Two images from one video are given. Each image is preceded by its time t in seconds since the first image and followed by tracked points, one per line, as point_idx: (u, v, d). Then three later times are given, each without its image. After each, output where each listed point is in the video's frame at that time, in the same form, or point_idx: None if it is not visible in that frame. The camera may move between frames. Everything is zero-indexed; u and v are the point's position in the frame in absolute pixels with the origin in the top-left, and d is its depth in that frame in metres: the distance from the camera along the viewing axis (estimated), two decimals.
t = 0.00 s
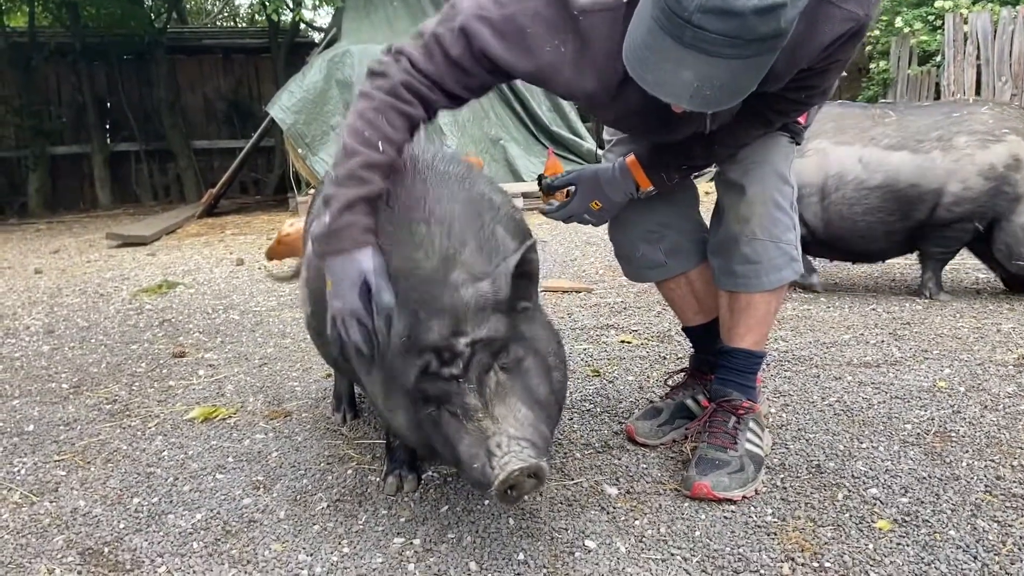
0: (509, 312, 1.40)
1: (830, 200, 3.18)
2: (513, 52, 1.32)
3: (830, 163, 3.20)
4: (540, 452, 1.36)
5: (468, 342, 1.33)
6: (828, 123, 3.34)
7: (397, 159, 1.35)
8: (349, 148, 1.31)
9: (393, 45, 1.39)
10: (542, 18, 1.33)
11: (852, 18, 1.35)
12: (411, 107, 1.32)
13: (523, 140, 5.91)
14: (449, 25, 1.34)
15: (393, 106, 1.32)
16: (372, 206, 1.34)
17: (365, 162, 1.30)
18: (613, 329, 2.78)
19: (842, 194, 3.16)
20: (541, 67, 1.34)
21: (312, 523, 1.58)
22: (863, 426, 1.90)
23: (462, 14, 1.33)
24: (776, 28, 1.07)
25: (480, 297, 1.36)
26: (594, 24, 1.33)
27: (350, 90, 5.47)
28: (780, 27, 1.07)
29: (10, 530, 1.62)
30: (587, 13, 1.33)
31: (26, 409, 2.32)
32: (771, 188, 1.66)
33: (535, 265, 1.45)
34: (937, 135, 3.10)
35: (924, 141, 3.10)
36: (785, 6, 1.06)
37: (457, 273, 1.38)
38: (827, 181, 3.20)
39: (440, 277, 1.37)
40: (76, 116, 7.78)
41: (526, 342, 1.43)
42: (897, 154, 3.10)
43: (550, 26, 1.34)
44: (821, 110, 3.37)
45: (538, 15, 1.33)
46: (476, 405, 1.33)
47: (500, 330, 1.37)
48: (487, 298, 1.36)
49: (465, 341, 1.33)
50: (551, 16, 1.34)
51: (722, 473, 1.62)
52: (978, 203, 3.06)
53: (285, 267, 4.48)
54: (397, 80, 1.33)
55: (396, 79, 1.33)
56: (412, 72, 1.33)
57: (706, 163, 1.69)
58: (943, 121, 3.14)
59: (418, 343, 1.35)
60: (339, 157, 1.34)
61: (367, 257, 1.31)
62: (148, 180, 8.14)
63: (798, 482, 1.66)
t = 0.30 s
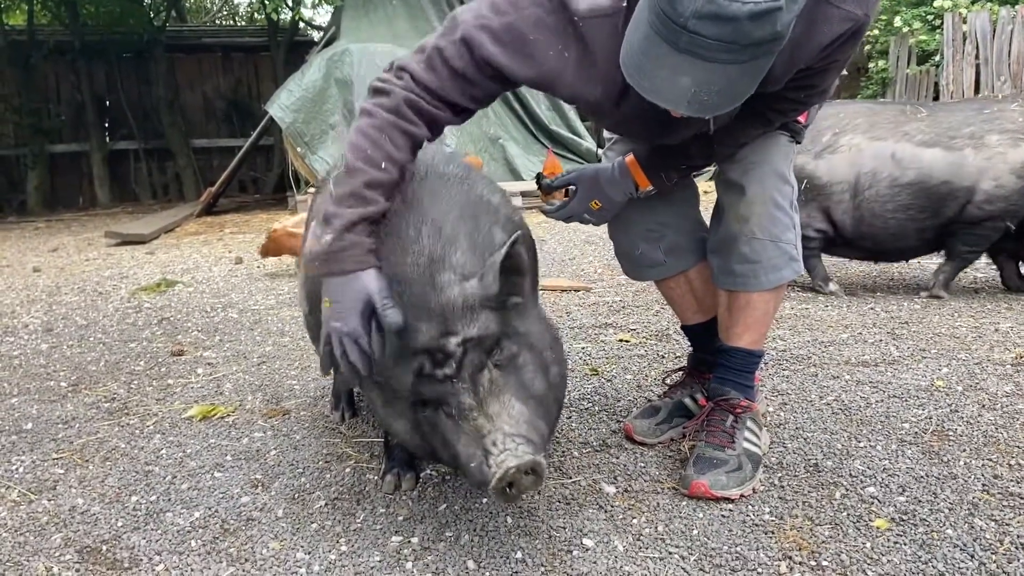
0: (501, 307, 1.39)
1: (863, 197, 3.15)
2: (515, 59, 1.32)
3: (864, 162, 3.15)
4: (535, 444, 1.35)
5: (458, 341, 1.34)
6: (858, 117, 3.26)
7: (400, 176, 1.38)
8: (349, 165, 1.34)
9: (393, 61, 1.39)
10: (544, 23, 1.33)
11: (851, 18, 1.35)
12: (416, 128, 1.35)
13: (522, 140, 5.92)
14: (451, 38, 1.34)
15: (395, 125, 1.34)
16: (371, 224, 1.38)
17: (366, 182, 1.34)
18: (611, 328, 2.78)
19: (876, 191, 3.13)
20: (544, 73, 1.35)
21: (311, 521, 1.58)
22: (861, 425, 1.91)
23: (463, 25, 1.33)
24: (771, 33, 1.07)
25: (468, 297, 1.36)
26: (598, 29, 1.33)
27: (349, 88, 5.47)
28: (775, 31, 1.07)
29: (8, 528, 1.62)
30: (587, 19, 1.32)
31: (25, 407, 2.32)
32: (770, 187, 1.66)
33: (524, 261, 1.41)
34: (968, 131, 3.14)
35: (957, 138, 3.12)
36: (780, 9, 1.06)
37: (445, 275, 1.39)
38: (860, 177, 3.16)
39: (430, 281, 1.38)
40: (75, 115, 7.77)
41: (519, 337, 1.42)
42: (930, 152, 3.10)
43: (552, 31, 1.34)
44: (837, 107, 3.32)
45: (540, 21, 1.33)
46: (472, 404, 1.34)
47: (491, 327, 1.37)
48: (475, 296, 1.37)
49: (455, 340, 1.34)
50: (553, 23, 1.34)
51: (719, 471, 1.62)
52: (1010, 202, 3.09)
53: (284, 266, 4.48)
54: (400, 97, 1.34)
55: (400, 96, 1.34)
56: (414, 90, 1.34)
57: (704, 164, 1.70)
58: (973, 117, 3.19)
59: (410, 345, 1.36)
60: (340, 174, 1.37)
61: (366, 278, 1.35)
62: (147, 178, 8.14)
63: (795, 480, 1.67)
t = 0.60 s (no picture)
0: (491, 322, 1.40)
1: (878, 202, 3.16)
2: (508, 62, 1.33)
3: (881, 167, 3.16)
4: (523, 467, 1.34)
5: (447, 357, 1.33)
6: (876, 121, 3.29)
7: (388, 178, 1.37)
8: (339, 166, 1.33)
9: (387, 61, 1.38)
10: (538, 25, 1.33)
11: (846, 22, 1.35)
12: (406, 129, 1.33)
13: (520, 139, 5.91)
14: (445, 38, 1.33)
15: (387, 125, 1.32)
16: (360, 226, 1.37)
17: (354, 185, 1.32)
18: (607, 329, 2.78)
19: (894, 197, 3.14)
20: (538, 75, 1.35)
21: (304, 522, 1.58)
22: (855, 427, 1.91)
23: (456, 25, 1.32)
24: (762, 37, 1.07)
25: (459, 310, 1.35)
26: (589, 33, 1.32)
27: (347, 88, 5.46)
28: (766, 34, 1.07)
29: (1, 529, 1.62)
30: (579, 22, 1.32)
31: (19, 408, 2.32)
32: (768, 190, 1.66)
33: (513, 275, 1.43)
34: (994, 135, 3.13)
35: (983, 143, 3.11)
36: (770, 12, 1.06)
37: (438, 286, 1.39)
38: (876, 182, 3.17)
39: (426, 296, 1.37)
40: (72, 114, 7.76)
41: (509, 353, 1.43)
42: (954, 157, 3.10)
43: (545, 32, 1.34)
44: (861, 108, 3.36)
45: (534, 23, 1.33)
46: (460, 421, 1.33)
47: (481, 343, 1.37)
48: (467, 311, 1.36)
49: (445, 356, 1.33)
50: (547, 24, 1.34)
51: (714, 473, 1.63)
52: None
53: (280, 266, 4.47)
54: (393, 98, 1.32)
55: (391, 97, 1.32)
56: (406, 90, 1.33)
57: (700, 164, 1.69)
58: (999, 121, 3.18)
59: (398, 360, 1.36)
60: (330, 174, 1.36)
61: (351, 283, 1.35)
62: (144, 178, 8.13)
63: (788, 483, 1.67)
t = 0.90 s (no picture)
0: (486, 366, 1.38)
1: (889, 202, 3.18)
2: (510, 74, 1.32)
3: (892, 167, 3.16)
4: (500, 514, 1.34)
5: (440, 400, 1.31)
6: (887, 120, 3.29)
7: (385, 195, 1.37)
8: (338, 184, 1.34)
9: (387, 74, 1.37)
10: (539, 36, 1.33)
11: (843, 26, 1.35)
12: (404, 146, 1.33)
13: (517, 138, 5.92)
14: (444, 49, 1.33)
15: (384, 143, 1.32)
16: (356, 243, 1.38)
17: (351, 204, 1.34)
18: (603, 329, 2.79)
19: (906, 198, 3.15)
20: (540, 85, 1.35)
21: (298, 521, 1.58)
22: (849, 427, 1.91)
23: (456, 36, 1.32)
24: (761, 40, 1.08)
25: (452, 353, 1.32)
26: (587, 41, 1.31)
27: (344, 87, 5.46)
28: (764, 38, 1.08)
29: None
30: (579, 31, 1.31)
31: (14, 405, 2.31)
32: (762, 190, 1.67)
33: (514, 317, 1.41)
34: (1012, 137, 3.09)
35: (1000, 144, 3.09)
36: (768, 16, 1.06)
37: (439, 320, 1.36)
38: (887, 183, 3.17)
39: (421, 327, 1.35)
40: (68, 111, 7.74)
41: (503, 398, 1.42)
42: (969, 158, 3.09)
43: (546, 43, 1.33)
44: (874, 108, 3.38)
45: (534, 33, 1.33)
46: (444, 461, 1.33)
47: (474, 385, 1.35)
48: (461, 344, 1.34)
49: (437, 398, 1.31)
50: (547, 35, 1.33)
51: (709, 473, 1.63)
52: None
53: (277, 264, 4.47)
54: (392, 115, 1.32)
55: (389, 115, 1.32)
56: (404, 108, 1.32)
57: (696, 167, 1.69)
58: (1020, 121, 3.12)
59: (391, 396, 1.34)
60: (327, 191, 1.37)
61: (343, 301, 1.37)
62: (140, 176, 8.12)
63: (783, 482, 1.67)
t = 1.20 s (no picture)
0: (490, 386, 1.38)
1: (894, 203, 3.18)
2: (505, 74, 1.32)
3: (897, 167, 3.17)
4: (492, 534, 1.34)
5: (442, 418, 1.32)
6: (895, 120, 3.27)
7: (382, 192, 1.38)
8: (334, 177, 1.35)
9: (384, 70, 1.38)
10: (536, 36, 1.33)
11: (840, 27, 1.35)
12: (399, 141, 1.34)
13: (512, 137, 5.92)
14: (440, 47, 1.33)
15: (379, 138, 1.33)
16: (353, 239, 1.39)
17: (346, 198, 1.34)
18: (597, 327, 2.79)
19: (910, 199, 3.16)
20: (535, 85, 1.35)
21: (291, 517, 1.58)
22: (840, 427, 1.92)
23: (451, 35, 1.32)
24: (757, 47, 1.07)
25: (459, 372, 1.34)
26: (585, 44, 1.32)
27: (339, 84, 5.46)
28: (760, 46, 1.07)
29: None
30: (577, 32, 1.31)
31: (6, 401, 2.30)
32: (755, 189, 1.68)
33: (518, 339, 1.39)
34: (1020, 139, 3.05)
35: (1006, 147, 3.06)
36: (765, 24, 1.06)
37: (441, 334, 1.39)
38: (892, 184, 3.18)
39: (422, 341, 1.37)
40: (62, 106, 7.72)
41: (503, 416, 1.42)
42: (975, 161, 3.08)
43: (543, 43, 1.33)
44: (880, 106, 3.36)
45: (531, 34, 1.33)
46: (443, 477, 1.34)
47: (475, 407, 1.35)
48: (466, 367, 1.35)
49: (441, 415, 1.32)
50: (543, 36, 1.33)
51: (701, 471, 1.63)
52: None
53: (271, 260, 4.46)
54: (387, 110, 1.33)
55: (385, 111, 1.33)
56: (400, 105, 1.33)
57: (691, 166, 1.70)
58: None
59: (393, 407, 1.33)
60: (323, 186, 1.37)
61: (336, 299, 1.38)
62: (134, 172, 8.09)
63: (774, 481, 1.68)
